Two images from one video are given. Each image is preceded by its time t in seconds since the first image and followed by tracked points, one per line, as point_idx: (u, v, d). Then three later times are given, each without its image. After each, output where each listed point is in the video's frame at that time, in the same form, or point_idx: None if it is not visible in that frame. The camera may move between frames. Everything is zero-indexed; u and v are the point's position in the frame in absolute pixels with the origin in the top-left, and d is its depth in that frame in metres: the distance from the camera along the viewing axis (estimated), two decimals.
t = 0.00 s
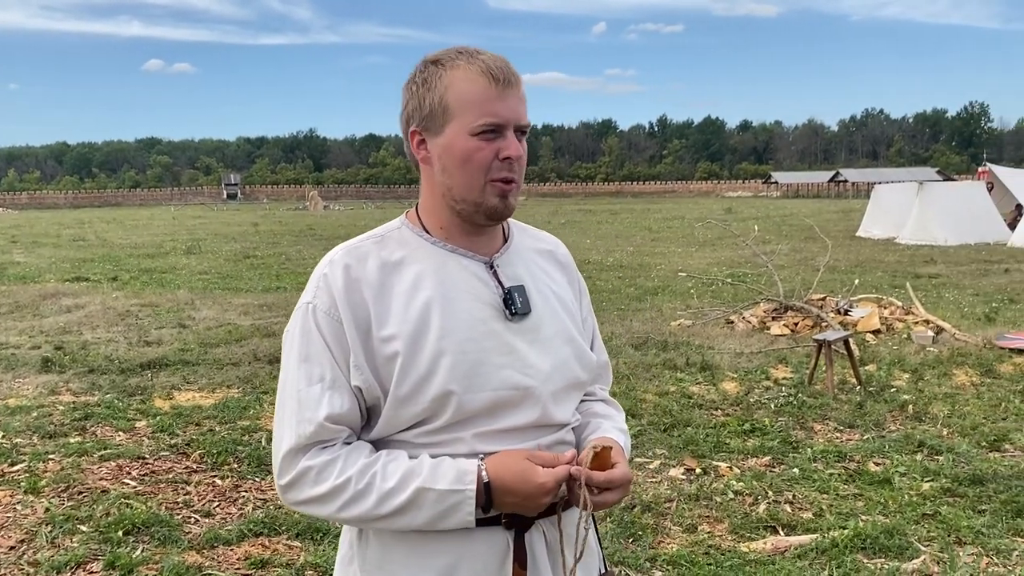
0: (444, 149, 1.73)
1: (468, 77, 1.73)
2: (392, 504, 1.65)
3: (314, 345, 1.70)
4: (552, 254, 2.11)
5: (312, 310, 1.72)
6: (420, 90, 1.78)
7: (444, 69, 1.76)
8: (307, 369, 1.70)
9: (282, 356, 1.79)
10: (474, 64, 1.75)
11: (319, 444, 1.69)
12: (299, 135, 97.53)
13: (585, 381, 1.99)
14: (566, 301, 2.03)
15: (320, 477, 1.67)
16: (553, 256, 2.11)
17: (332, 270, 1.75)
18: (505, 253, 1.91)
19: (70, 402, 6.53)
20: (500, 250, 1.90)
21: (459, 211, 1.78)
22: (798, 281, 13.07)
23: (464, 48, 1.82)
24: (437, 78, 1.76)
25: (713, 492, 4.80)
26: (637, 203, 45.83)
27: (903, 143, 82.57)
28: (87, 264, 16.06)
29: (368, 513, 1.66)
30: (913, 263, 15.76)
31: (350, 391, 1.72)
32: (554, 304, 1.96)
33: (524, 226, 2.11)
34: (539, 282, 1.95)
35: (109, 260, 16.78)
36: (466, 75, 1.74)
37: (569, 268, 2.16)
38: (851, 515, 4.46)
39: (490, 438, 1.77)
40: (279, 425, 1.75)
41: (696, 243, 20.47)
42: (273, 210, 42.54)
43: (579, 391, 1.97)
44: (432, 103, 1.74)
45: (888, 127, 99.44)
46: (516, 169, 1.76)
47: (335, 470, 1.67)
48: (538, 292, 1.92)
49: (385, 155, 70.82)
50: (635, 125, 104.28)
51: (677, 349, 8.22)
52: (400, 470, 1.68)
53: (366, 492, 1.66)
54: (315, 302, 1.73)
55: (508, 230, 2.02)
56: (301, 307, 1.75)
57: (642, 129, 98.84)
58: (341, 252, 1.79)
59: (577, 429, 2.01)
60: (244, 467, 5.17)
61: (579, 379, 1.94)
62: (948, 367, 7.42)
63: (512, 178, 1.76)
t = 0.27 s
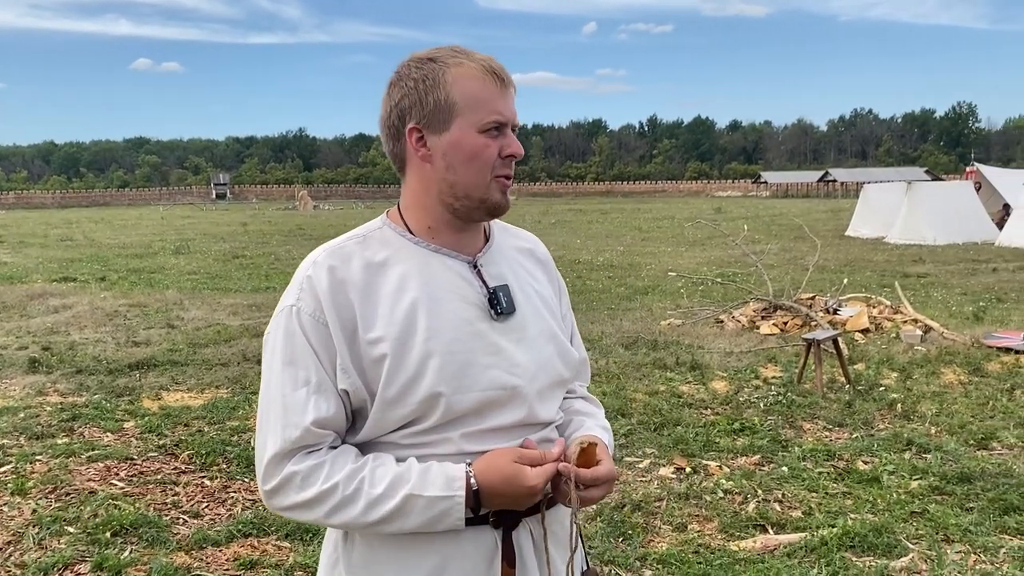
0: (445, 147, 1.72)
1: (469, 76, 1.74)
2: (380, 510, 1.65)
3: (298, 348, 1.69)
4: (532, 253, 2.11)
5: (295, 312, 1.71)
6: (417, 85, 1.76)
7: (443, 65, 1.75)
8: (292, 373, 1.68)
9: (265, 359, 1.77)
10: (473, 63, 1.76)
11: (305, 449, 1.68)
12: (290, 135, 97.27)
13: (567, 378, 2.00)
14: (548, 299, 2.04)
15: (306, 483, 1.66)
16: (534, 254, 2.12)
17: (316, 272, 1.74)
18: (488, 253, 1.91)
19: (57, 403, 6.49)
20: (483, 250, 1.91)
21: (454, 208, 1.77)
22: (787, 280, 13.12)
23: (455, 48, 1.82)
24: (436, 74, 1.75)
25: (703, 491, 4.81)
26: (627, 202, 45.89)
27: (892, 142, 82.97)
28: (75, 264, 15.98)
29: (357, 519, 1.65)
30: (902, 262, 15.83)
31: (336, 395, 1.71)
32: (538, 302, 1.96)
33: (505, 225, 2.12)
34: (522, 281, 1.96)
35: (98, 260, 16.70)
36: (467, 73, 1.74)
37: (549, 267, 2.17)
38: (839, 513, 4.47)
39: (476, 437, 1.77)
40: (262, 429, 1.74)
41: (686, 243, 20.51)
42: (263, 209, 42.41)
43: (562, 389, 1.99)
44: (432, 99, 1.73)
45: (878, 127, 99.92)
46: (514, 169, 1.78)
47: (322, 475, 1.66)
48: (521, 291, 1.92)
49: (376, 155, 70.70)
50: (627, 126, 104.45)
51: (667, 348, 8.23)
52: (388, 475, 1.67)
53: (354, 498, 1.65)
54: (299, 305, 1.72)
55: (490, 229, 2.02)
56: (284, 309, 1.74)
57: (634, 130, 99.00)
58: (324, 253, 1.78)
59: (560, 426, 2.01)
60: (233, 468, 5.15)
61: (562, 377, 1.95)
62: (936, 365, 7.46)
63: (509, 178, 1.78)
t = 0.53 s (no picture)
0: (451, 146, 1.72)
1: (468, 75, 1.74)
2: (386, 508, 1.64)
3: (299, 350, 1.67)
4: (524, 249, 2.12)
5: (294, 314, 1.69)
6: (416, 84, 1.74)
7: (442, 64, 1.75)
8: (293, 375, 1.67)
9: (263, 362, 1.75)
10: (470, 62, 1.76)
11: (309, 451, 1.66)
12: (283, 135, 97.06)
13: (562, 374, 2.01)
14: (541, 295, 2.05)
15: (311, 484, 1.65)
16: (525, 251, 2.13)
17: (315, 273, 1.73)
18: (483, 251, 1.92)
19: (46, 403, 6.46)
20: (479, 247, 1.91)
21: (454, 207, 1.78)
22: (778, 279, 13.16)
23: (449, 46, 1.81)
24: (435, 72, 1.75)
25: (694, 489, 4.82)
26: (619, 202, 45.95)
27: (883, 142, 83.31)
28: (65, 263, 15.91)
29: (363, 518, 1.65)
30: (892, 261, 15.91)
31: (338, 396, 1.70)
32: (532, 299, 1.98)
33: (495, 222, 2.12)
34: (516, 278, 1.96)
35: (87, 259, 16.65)
36: (466, 72, 1.75)
37: (540, 263, 2.18)
38: (830, 511, 4.49)
39: (479, 434, 1.78)
40: (264, 432, 1.72)
41: (678, 242, 20.55)
42: (254, 208, 42.32)
43: (558, 382, 2.00)
44: (433, 97, 1.72)
45: (869, 127, 100.31)
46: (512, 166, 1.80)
47: (326, 476, 1.65)
48: (517, 288, 1.93)
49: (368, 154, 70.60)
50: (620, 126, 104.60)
51: (659, 347, 8.24)
52: (394, 473, 1.66)
53: (360, 497, 1.65)
54: (298, 307, 1.70)
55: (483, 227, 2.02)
56: (282, 311, 1.72)
57: (626, 130, 99.16)
58: (322, 254, 1.76)
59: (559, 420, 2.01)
60: (224, 468, 5.14)
61: (558, 373, 1.96)
62: (925, 364, 7.49)
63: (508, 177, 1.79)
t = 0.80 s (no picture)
0: (457, 142, 1.72)
1: (473, 72, 1.74)
2: (393, 504, 1.64)
3: (304, 348, 1.66)
4: (524, 245, 2.12)
5: (299, 312, 1.69)
6: (422, 81, 1.74)
7: (446, 60, 1.75)
8: (299, 374, 1.66)
9: (268, 360, 1.74)
10: (473, 58, 1.76)
11: (315, 448, 1.66)
12: (276, 134, 96.87)
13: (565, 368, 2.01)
14: (543, 291, 2.06)
15: (317, 481, 1.65)
16: (526, 247, 2.13)
17: (320, 272, 1.72)
18: (486, 247, 1.92)
19: (37, 402, 6.44)
20: (482, 244, 1.92)
21: (458, 204, 1.78)
22: (770, 277, 13.20)
23: (453, 42, 1.81)
24: (440, 69, 1.74)
25: (687, 487, 4.83)
26: (612, 200, 46.00)
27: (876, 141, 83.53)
28: (56, 262, 15.86)
29: (370, 514, 1.65)
30: (884, 260, 15.96)
31: (344, 394, 1.70)
32: (534, 295, 1.98)
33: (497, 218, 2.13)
34: (518, 275, 1.97)
35: (79, 258, 16.59)
36: (471, 68, 1.75)
37: (540, 259, 2.18)
38: (822, 508, 4.50)
39: (484, 430, 1.78)
40: (270, 430, 1.71)
41: (671, 241, 20.59)
42: (247, 207, 42.23)
43: (560, 377, 2.00)
44: (438, 94, 1.72)
45: (862, 127, 100.62)
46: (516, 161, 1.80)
47: (332, 473, 1.65)
48: (519, 285, 1.93)
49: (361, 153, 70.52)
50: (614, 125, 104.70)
51: (652, 346, 8.25)
52: (400, 470, 1.66)
53: (366, 494, 1.64)
54: (303, 305, 1.69)
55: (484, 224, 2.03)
56: (287, 310, 1.71)
57: (620, 129, 99.28)
58: (326, 252, 1.76)
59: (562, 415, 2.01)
60: (216, 467, 5.13)
61: (561, 368, 1.96)
62: (917, 361, 7.51)
63: (511, 172, 1.80)
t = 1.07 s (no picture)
0: (465, 141, 1.72)
1: (481, 72, 1.75)
2: (397, 502, 1.64)
3: (308, 347, 1.66)
4: (526, 243, 2.12)
5: (303, 311, 1.68)
6: (430, 80, 1.74)
7: (453, 60, 1.75)
8: (303, 372, 1.66)
9: (272, 359, 1.74)
10: (481, 59, 1.76)
11: (319, 447, 1.66)
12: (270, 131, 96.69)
13: (567, 366, 2.01)
14: (545, 289, 2.05)
15: (322, 479, 1.64)
16: (527, 245, 2.13)
17: (323, 271, 1.72)
18: (488, 246, 1.91)
19: (30, 402, 6.42)
20: (484, 243, 1.91)
21: (462, 202, 1.79)
22: (764, 276, 13.22)
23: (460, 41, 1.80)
24: (448, 69, 1.74)
25: (681, 485, 4.84)
26: (606, 199, 46.01)
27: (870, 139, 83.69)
28: (49, 261, 15.81)
29: (374, 512, 1.65)
30: (877, 258, 16.00)
31: (348, 393, 1.69)
32: (536, 294, 1.98)
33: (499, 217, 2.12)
34: (521, 274, 1.96)
35: (72, 257, 16.55)
36: (479, 69, 1.75)
37: (541, 256, 2.18)
38: (816, 506, 4.51)
39: (488, 428, 1.78)
40: (274, 429, 1.71)
41: (665, 239, 20.61)
42: (240, 205, 42.12)
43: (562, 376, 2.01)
44: (445, 93, 1.72)
45: (856, 125, 100.80)
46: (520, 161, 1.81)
47: (337, 471, 1.65)
48: (522, 283, 1.93)
49: (355, 151, 70.36)
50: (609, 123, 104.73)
51: (646, 344, 8.26)
52: (403, 468, 1.66)
53: (371, 491, 1.64)
54: (307, 304, 1.69)
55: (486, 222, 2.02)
56: (291, 308, 1.71)
57: (615, 127, 99.35)
58: (330, 251, 1.75)
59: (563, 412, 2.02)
60: (210, 466, 5.12)
61: (563, 366, 1.96)
62: (910, 360, 7.54)
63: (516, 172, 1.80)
